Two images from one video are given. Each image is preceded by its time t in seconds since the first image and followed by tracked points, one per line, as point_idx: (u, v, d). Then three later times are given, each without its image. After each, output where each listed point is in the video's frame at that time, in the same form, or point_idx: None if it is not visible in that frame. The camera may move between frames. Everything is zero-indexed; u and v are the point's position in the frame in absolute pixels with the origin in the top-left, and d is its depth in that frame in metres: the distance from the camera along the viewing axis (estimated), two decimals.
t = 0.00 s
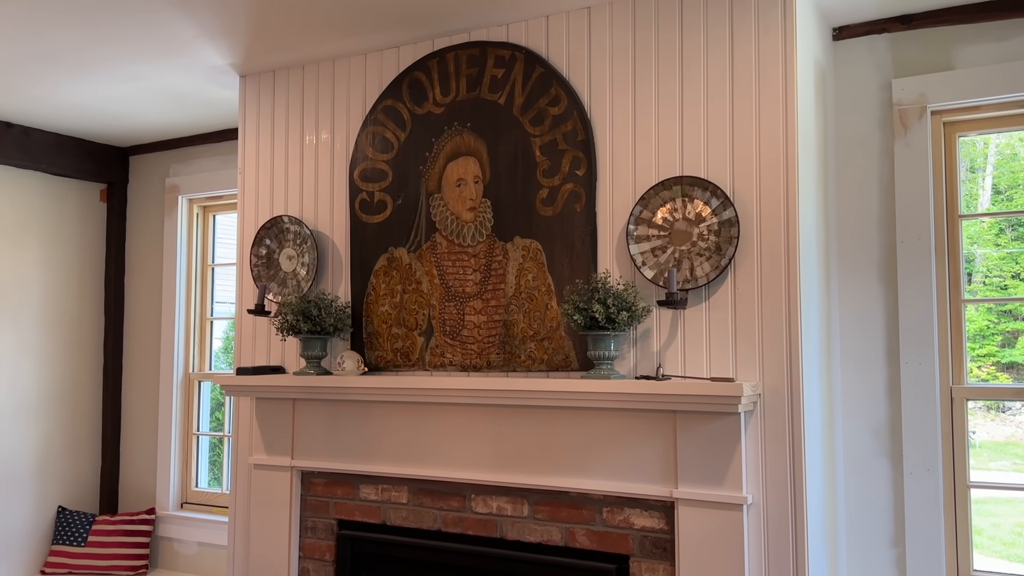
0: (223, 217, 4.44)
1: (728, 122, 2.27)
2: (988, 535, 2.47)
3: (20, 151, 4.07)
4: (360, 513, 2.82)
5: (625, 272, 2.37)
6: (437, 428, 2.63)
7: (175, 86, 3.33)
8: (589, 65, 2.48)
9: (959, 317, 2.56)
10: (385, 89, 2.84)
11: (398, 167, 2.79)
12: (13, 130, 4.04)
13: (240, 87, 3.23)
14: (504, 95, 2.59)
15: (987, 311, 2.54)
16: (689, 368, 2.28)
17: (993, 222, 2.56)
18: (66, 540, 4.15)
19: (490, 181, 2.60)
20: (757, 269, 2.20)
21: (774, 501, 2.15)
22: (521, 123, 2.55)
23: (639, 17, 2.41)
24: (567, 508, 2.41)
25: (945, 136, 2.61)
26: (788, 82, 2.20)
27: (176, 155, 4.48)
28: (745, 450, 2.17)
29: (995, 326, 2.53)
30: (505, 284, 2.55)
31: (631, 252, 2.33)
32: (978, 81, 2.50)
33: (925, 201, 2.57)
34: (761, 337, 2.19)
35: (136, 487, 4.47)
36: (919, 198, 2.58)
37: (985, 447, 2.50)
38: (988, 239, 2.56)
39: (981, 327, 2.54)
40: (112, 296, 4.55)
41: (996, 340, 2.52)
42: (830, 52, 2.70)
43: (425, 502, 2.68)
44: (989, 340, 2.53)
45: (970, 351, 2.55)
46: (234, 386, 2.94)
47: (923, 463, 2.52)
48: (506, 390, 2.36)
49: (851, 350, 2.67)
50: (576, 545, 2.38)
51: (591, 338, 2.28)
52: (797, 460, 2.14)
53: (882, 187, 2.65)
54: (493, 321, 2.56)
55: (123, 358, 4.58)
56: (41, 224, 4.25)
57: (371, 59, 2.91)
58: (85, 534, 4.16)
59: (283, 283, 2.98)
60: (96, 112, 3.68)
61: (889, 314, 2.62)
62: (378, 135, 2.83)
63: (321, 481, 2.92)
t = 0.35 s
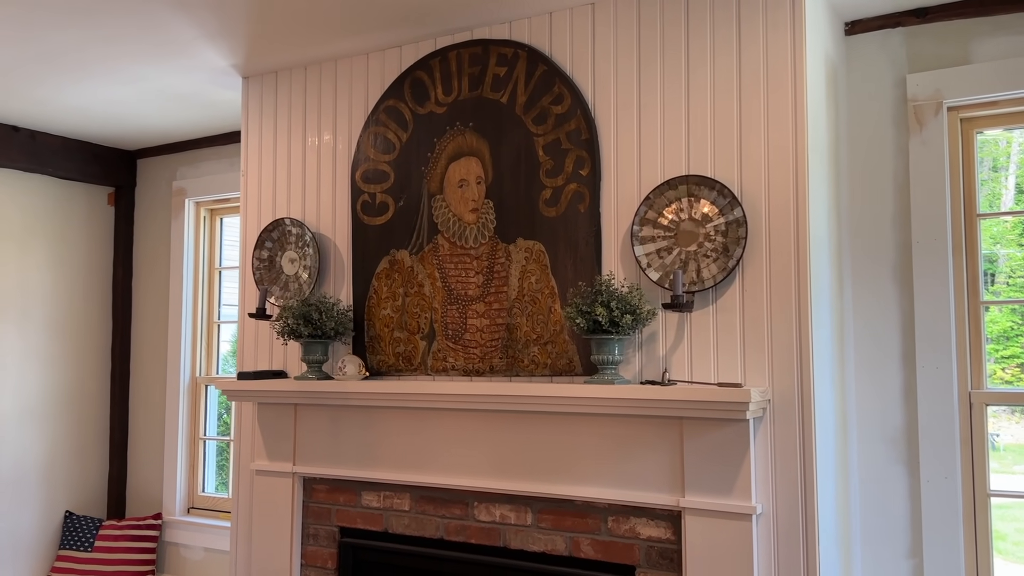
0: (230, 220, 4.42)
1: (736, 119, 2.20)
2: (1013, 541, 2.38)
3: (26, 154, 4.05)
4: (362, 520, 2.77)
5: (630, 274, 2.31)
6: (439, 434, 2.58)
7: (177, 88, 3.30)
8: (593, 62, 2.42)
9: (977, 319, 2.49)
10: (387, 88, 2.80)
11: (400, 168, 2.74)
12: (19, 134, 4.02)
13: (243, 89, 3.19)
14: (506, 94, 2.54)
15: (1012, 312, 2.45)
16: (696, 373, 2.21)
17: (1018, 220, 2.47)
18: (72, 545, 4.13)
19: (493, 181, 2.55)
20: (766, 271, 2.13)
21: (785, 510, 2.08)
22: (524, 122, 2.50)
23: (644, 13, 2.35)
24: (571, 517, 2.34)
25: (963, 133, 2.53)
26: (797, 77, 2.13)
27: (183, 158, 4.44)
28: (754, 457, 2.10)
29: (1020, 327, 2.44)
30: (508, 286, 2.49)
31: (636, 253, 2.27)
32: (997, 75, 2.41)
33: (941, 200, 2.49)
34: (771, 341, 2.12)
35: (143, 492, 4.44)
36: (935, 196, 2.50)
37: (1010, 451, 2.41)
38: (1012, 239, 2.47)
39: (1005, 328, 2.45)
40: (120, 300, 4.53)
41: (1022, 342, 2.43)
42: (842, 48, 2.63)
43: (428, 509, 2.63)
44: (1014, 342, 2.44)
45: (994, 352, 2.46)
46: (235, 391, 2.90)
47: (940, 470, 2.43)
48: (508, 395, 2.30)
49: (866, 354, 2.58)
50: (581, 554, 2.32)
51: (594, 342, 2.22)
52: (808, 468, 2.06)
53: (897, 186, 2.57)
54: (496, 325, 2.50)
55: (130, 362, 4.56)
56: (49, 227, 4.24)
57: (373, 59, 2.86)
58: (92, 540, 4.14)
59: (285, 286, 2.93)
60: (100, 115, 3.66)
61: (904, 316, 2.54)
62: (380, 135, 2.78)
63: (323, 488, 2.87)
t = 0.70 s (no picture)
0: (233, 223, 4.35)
1: (734, 117, 2.15)
2: None
3: (29, 158, 3.98)
4: (358, 527, 2.73)
5: (626, 277, 2.26)
6: (433, 440, 2.53)
7: (175, 91, 3.28)
8: (589, 61, 2.38)
9: (985, 323, 2.41)
10: (383, 90, 2.77)
11: (395, 170, 2.71)
12: (22, 138, 3.95)
13: (240, 91, 3.17)
14: (502, 94, 2.50)
15: None
16: (693, 379, 2.16)
17: None
18: (75, 550, 4.02)
19: (488, 182, 2.51)
20: (765, 273, 2.08)
21: (785, 519, 2.02)
22: (519, 122, 2.46)
23: (641, 10, 2.30)
24: (567, 525, 2.29)
25: (969, 132, 2.46)
26: (797, 74, 2.07)
27: (185, 162, 4.37)
28: (752, 465, 2.04)
29: None
30: (503, 290, 2.45)
31: (632, 256, 2.22)
32: (1006, 72, 2.34)
33: (948, 200, 2.42)
34: (769, 345, 2.06)
35: (147, 497, 4.34)
36: (941, 197, 2.43)
37: None
38: None
39: None
40: (124, 304, 4.44)
41: None
42: (845, 46, 2.57)
43: (423, 516, 2.58)
44: None
45: (1017, 356, 2.37)
46: (231, 396, 2.86)
47: (948, 478, 2.36)
48: (502, 401, 2.26)
49: (869, 358, 2.53)
50: (577, 563, 2.27)
51: (589, 346, 2.17)
52: (808, 476, 2.00)
53: (902, 186, 2.51)
54: (491, 329, 2.46)
55: (135, 368, 4.46)
56: (52, 230, 4.17)
57: (369, 60, 2.83)
58: (95, 545, 4.02)
59: (281, 290, 2.90)
60: (101, 119, 3.66)
61: (911, 320, 2.47)
62: (376, 137, 2.75)
63: (319, 494, 2.83)
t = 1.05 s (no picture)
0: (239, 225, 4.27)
1: (732, 115, 2.12)
2: None
3: (35, 161, 3.95)
4: (356, 529, 2.71)
5: (623, 277, 2.24)
6: (430, 442, 2.51)
7: (177, 93, 3.28)
8: (586, 60, 2.36)
9: (991, 325, 2.37)
10: (381, 90, 2.76)
11: (393, 170, 2.70)
12: (29, 141, 3.93)
13: (241, 92, 3.17)
14: (499, 93, 2.49)
15: None
16: (690, 381, 2.14)
17: None
18: (82, 551, 3.99)
19: (485, 183, 2.49)
20: (763, 273, 2.05)
21: (782, 523, 1.99)
22: (516, 122, 2.44)
23: (639, 9, 2.28)
24: (564, 528, 2.27)
25: (975, 130, 2.42)
26: (795, 72, 2.05)
27: (192, 164, 4.32)
28: (749, 468, 2.01)
29: None
30: (500, 290, 2.43)
31: (629, 256, 2.19)
32: (1010, 69, 2.30)
33: (952, 199, 2.38)
34: (767, 347, 2.04)
35: (153, 497, 4.28)
36: (945, 196, 2.39)
37: None
38: None
39: None
40: (131, 306, 4.39)
41: None
42: (847, 43, 2.54)
43: (421, 519, 2.56)
44: None
45: None
46: (230, 398, 2.85)
47: (952, 483, 2.32)
48: (497, 402, 2.24)
49: (872, 360, 2.49)
50: (574, 567, 2.24)
51: (585, 347, 2.15)
52: (806, 480, 1.97)
53: (906, 185, 2.47)
54: (488, 329, 2.44)
55: (142, 372, 4.41)
56: (59, 232, 4.12)
57: (368, 61, 2.83)
58: (101, 546, 4.00)
59: (281, 292, 2.90)
60: (105, 121, 3.68)
61: (914, 321, 2.44)
62: (374, 138, 2.74)
63: (318, 496, 2.81)
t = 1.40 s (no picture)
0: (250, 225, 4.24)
1: (735, 113, 2.11)
2: None
3: (47, 163, 3.97)
4: (361, 528, 2.69)
5: (625, 276, 2.24)
6: (434, 441, 2.50)
7: (186, 94, 3.30)
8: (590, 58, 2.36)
9: (1000, 325, 2.35)
10: (387, 90, 2.77)
11: (398, 170, 2.70)
12: (41, 143, 3.95)
13: (249, 93, 3.18)
14: (503, 92, 2.49)
15: None
16: (693, 380, 2.13)
17: None
18: (92, 550, 3.97)
19: (488, 182, 2.49)
20: (766, 271, 2.04)
21: (786, 524, 1.97)
22: (519, 121, 2.44)
23: (642, 6, 2.27)
24: (567, 528, 2.25)
25: (984, 128, 2.40)
26: (799, 68, 2.03)
27: (203, 165, 4.30)
28: (752, 468, 2.00)
29: None
30: (503, 290, 2.43)
31: (631, 255, 2.19)
32: (1019, 65, 2.28)
33: (960, 197, 2.36)
34: (770, 346, 2.02)
35: (163, 497, 4.26)
36: (952, 194, 2.37)
37: None
38: None
39: None
40: (141, 306, 4.37)
41: None
42: (854, 40, 2.52)
43: (425, 518, 2.54)
44: None
45: None
46: (237, 397, 2.83)
47: (961, 484, 2.30)
48: (500, 402, 2.23)
49: (880, 360, 2.47)
50: (577, 567, 2.23)
51: (587, 346, 2.15)
52: (810, 479, 1.95)
53: (913, 183, 2.45)
54: (492, 329, 2.44)
55: (153, 372, 4.39)
56: (71, 232, 4.13)
57: (373, 60, 2.83)
58: (112, 545, 3.96)
59: (287, 291, 2.91)
60: (116, 122, 3.71)
61: (922, 320, 2.41)
62: (379, 137, 2.75)
63: (323, 495, 2.79)
